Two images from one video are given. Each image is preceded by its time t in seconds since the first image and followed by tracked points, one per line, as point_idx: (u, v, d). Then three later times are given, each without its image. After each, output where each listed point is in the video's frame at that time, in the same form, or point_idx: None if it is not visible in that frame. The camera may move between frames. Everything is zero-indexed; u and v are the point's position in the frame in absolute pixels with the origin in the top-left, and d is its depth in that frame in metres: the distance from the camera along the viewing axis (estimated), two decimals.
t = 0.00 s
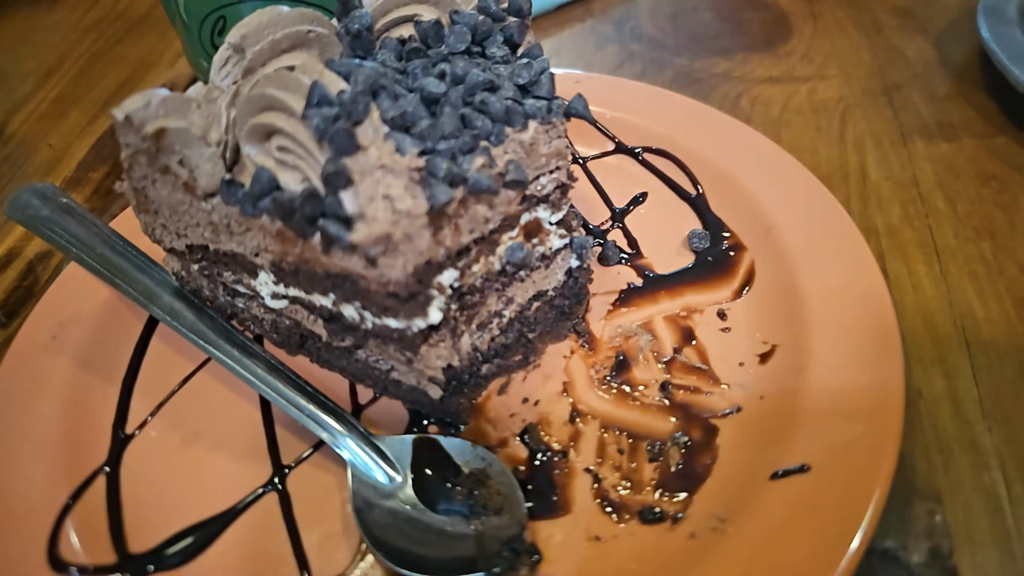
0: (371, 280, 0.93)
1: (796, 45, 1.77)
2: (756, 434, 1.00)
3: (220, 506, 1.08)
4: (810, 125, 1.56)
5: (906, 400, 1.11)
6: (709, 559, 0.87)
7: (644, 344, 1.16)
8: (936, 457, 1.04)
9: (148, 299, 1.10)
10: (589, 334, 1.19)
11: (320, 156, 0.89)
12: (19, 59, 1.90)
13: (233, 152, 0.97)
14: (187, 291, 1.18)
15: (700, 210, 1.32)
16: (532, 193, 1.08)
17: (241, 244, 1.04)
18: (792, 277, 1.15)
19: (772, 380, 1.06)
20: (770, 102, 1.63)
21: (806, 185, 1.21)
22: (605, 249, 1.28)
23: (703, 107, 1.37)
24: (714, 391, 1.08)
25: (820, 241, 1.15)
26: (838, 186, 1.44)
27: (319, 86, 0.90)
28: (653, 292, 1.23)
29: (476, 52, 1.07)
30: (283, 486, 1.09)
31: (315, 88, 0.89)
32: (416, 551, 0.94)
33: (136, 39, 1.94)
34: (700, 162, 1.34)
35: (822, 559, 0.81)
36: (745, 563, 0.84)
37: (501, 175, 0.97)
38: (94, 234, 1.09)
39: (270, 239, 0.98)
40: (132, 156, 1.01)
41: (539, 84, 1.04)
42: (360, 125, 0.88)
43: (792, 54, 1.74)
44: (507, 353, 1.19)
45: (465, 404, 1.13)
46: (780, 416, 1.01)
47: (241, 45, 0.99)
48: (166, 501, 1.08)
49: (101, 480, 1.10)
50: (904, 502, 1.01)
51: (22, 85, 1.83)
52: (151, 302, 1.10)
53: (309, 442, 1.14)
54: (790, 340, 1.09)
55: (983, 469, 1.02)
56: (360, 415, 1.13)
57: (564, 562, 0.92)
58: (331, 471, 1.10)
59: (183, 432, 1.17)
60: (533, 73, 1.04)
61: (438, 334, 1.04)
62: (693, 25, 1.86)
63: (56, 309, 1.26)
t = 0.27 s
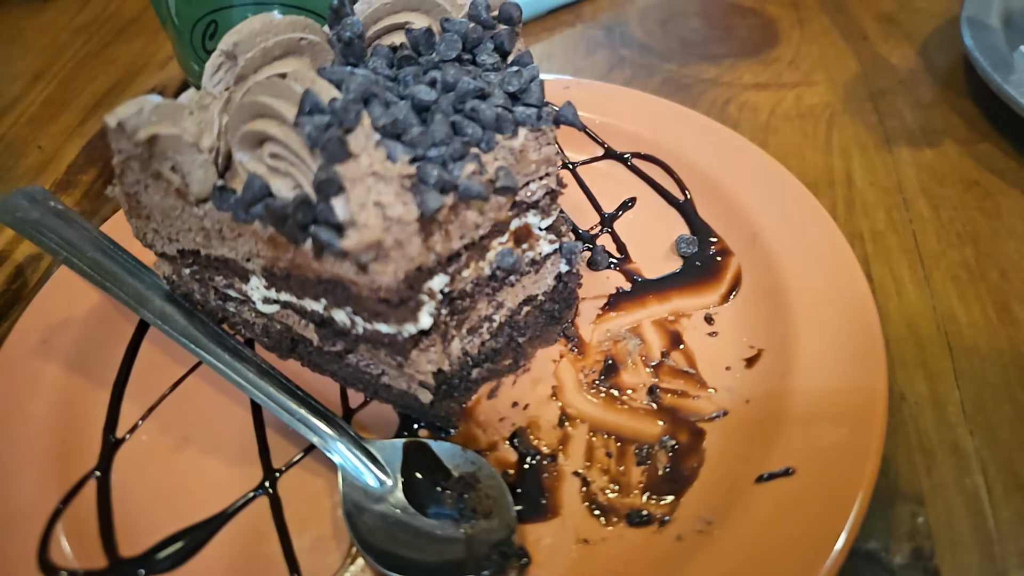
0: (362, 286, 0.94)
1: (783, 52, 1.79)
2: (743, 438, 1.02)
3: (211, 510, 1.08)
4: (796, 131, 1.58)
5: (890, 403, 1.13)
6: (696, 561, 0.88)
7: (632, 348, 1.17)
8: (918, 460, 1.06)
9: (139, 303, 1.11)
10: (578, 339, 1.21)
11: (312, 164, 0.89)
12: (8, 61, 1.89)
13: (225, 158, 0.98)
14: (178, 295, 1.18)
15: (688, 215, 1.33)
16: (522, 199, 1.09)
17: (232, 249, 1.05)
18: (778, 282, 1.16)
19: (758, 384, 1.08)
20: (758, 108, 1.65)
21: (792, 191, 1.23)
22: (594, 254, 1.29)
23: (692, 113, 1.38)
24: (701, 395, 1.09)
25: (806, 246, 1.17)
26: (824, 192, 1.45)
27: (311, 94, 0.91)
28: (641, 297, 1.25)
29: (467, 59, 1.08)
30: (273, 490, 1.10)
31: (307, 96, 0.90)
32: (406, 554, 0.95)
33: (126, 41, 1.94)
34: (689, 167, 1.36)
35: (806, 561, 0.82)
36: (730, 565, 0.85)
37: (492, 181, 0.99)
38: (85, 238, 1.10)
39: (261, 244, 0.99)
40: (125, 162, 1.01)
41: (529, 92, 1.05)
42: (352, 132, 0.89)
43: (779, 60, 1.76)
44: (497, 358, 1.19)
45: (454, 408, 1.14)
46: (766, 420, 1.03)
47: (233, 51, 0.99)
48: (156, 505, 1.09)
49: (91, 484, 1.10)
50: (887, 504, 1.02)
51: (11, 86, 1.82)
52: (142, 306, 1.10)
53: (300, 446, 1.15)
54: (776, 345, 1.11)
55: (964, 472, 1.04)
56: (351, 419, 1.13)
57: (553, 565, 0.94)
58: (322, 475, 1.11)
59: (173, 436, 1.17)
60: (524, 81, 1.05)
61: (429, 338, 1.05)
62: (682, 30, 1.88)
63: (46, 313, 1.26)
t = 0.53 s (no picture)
0: (353, 292, 0.94)
1: (771, 58, 1.81)
2: (731, 442, 1.03)
3: (201, 515, 1.09)
4: (784, 137, 1.60)
5: (875, 407, 1.14)
6: (683, 564, 0.89)
7: (621, 353, 1.19)
8: (902, 463, 1.08)
9: (129, 307, 1.11)
10: (567, 343, 1.22)
11: (303, 170, 0.90)
12: None
13: (216, 165, 0.98)
14: (168, 300, 1.18)
15: (676, 221, 1.35)
16: (512, 205, 1.10)
17: (223, 255, 1.05)
18: (764, 287, 1.18)
19: (746, 389, 1.09)
20: (746, 114, 1.67)
21: (779, 197, 1.24)
22: (584, 258, 1.30)
23: (680, 120, 1.40)
24: (689, 399, 1.11)
25: (792, 251, 1.18)
26: (811, 198, 1.47)
27: (303, 101, 0.92)
28: (630, 301, 1.26)
29: (458, 66, 1.09)
30: (264, 494, 1.10)
31: (299, 103, 0.91)
32: (396, 558, 0.96)
33: (116, 43, 1.93)
34: (677, 173, 1.37)
35: (792, 564, 0.83)
36: (717, 567, 0.86)
37: (482, 188, 1.00)
38: (75, 242, 1.09)
39: (252, 250, 1.00)
40: (115, 168, 1.01)
41: (518, 99, 1.06)
42: (343, 139, 0.90)
43: (767, 66, 1.78)
44: (487, 362, 1.21)
45: (444, 412, 1.15)
46: (753, 424, 1.04)
47: (225, 58, 1.00)
48: (147, 510, 1.09)
49: (81, 489, 1.10)
50: (872, 507, 1.04)
51: None
52: (132, 311, 1.11)
53: (290, 451, 1.15)
54: (762, 349, 1.12)
55: (947, 475, 1.06)
56: (342, 423, 1.14)
57: (542, 568, 0.94)
58: (312, 479, 1.11)
59: (164, 441, 1.18)
60: (513, 88, 1.06)
61: (420, 343, 1.05)
62: (671, 36, 1.90)
63: (35, 317, 1.26)
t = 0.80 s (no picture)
0: (343, 297, 0.95)
1: (760, 63, 1.82)
2: (719, 447, 1.04)
3: (192, 520, 1.09)
4: (773, 142, 1.61)
5: (861, 411, 1.16)
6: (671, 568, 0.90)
7: (611, 357, 1.20)
8: (887, 467, 1.09)
9: (119, 312, 1.11)
10: (557, 348, 1.23)
11: (294, 177, 0.91)
12: None
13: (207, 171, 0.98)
14: (158, 304, 1.18)
15: (667, 226, 1.35)
16: (503, 210, 1.10)
17: (214, 260, 1.06)
18: (752, 291, 1.19)
19: (734, 393, 1.10)
20: (735, 119, 1.68)
21: (767, 202, 1.25)
22: (574, 263, 1.31)
23: (670, 125, 1.41)
24: (678, 404, 1.11)
25: (780, 256, 1.19)
26: (798, 203, 1.49)
27: (294, 108, 0.92)
28: (620, 306, 1.27)
29: (449, 73, 1.10)
30: (254, 499, 1.11)
31: (290, 110, 0.91)
32: (386, 563, 0.96)
33: (107, 45, 1.93)
34: (666, 178, 1.39)
35: (778, 568, 0.84)
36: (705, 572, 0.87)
37: (472, 194, 1.00)
38: (64, 246, 1.09)
39: (243, 256, 1.00)
40: (106, 173, 1.02)
41: (509, 105, 1.06)
42: (334, 146, 0.91)
43: (757, 72, 1.80)
44: (477, 367, 1.22)
45: (435, 417, 1.15)
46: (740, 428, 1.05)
47: (216, 64, 1.01)
48: (137, 515, 1.09)
49: (71, 494, 1.10)
50: (858, 510, 1.05)
51: None
52: (122, 315, 1.10)
53: (280, 456, 1.15)
54: (750, 354, 1.13)
55: (932, 479, 1.07)
56: (332, 428, 1.14)
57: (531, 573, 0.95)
58: (303, 484, 1.12)
59: (154, 446, 1.18)
60: (504, 95, 1.06)
61: (410, 348, 1.07)
62: (662, 41, 1.91)
63: (25, 322, 1.26)
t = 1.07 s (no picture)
0: (333, 305, 0.95)
1: (749, 69, 1.83)
2: (708, 452, 1.05)
3: (182, 526, 1.09)
4: (761, 148, 1.63)
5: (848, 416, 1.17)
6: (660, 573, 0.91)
7: (601, 362, 1.20)
8: (874, 470, 1.10)
9: (109, 318, 1.11)
10: (547, 353, 1.23)
11: (285, 185, 0.91)
12: None
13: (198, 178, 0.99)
14: (149, 310, 1.18)
15: (656, 231, 1.36)
16: (493, 217, 1.11)
17: (204, 268, 1.06)
18: (740, 296, 1.20)
19: (722, 398, 1.11)
20: (724, 124, 1.69)
21: (754, 207, 1.26)
22: (564, 269, 1.32)
23: (658, 130, 1.42)
24: (666, 409, 1.12)
25: (768, 261, 1.20)
26: (786, 209, 1.50)
27: (285, 117, 0.93)
28: (609, 311, 1.28)
29: (439, 80, 1.10)
30: (245, 505, 1.11)
31: (281, 119, 0.92)
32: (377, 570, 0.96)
33: (97, 48, 1.93)
34: (655, 184, 1.39)
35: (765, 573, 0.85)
36: None
37: (463, 201, 1.01)
38: (53, 252, 1.09)
39: (234, 263, 1.00)
40: (97, 181, 1.02)
41: (499, 113, 1.07)
42: (325, 154, 0.91)
43: (745, 77, 1.81)
44: (468, 373, 1.22)
45: (425, 423, 1.16)
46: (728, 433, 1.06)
47: (207, 72, 1.01)
48: (126, 522, 1.09)
49: (60, 501, 1.10)
50: (845, 514, 1.06)
51: None
52: (112, 322, 1.10)
53: (271, 462, 1.16)
54: (738, 359, 1.14)
55: (918, 483, 1.08)
56: (323, 434, 1.15)
57: None
58: (294, 490, 1.12)
59: (144, 452, 1.18)
60: (494, 103, 1.07)
61: (400, 354, 1.07)
62: (652, 46, 1.92)
63: (14, 328, 1.25)
